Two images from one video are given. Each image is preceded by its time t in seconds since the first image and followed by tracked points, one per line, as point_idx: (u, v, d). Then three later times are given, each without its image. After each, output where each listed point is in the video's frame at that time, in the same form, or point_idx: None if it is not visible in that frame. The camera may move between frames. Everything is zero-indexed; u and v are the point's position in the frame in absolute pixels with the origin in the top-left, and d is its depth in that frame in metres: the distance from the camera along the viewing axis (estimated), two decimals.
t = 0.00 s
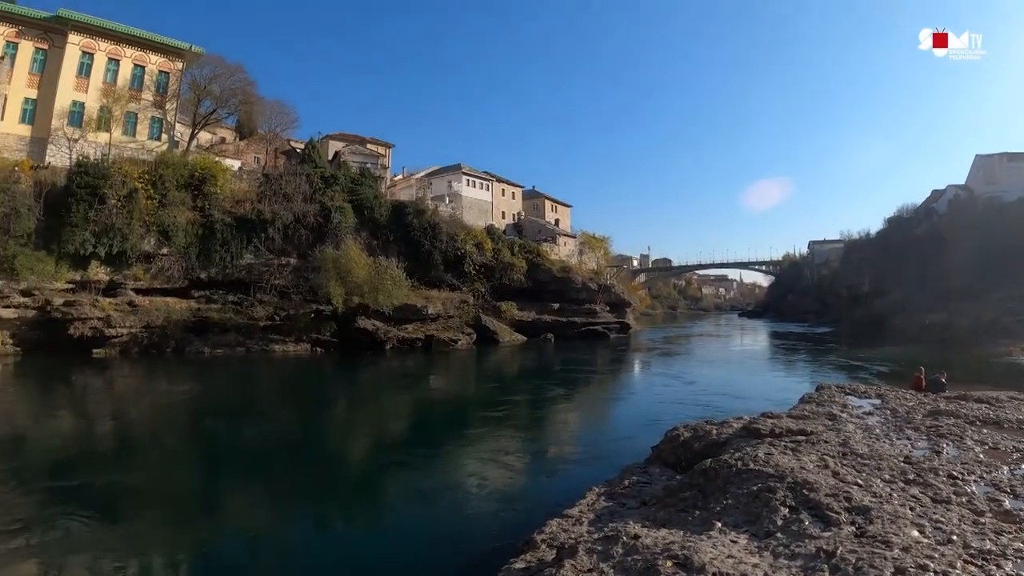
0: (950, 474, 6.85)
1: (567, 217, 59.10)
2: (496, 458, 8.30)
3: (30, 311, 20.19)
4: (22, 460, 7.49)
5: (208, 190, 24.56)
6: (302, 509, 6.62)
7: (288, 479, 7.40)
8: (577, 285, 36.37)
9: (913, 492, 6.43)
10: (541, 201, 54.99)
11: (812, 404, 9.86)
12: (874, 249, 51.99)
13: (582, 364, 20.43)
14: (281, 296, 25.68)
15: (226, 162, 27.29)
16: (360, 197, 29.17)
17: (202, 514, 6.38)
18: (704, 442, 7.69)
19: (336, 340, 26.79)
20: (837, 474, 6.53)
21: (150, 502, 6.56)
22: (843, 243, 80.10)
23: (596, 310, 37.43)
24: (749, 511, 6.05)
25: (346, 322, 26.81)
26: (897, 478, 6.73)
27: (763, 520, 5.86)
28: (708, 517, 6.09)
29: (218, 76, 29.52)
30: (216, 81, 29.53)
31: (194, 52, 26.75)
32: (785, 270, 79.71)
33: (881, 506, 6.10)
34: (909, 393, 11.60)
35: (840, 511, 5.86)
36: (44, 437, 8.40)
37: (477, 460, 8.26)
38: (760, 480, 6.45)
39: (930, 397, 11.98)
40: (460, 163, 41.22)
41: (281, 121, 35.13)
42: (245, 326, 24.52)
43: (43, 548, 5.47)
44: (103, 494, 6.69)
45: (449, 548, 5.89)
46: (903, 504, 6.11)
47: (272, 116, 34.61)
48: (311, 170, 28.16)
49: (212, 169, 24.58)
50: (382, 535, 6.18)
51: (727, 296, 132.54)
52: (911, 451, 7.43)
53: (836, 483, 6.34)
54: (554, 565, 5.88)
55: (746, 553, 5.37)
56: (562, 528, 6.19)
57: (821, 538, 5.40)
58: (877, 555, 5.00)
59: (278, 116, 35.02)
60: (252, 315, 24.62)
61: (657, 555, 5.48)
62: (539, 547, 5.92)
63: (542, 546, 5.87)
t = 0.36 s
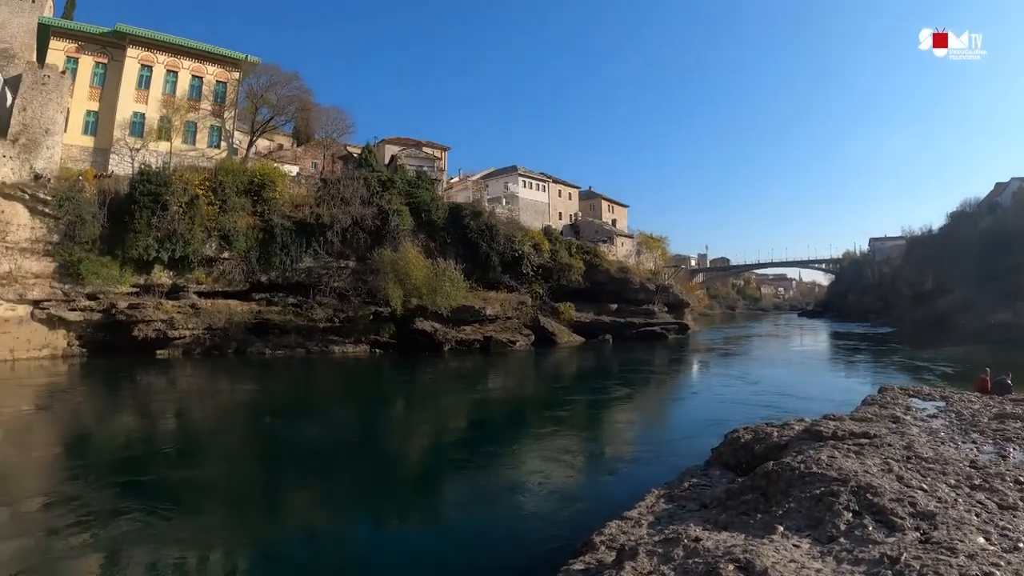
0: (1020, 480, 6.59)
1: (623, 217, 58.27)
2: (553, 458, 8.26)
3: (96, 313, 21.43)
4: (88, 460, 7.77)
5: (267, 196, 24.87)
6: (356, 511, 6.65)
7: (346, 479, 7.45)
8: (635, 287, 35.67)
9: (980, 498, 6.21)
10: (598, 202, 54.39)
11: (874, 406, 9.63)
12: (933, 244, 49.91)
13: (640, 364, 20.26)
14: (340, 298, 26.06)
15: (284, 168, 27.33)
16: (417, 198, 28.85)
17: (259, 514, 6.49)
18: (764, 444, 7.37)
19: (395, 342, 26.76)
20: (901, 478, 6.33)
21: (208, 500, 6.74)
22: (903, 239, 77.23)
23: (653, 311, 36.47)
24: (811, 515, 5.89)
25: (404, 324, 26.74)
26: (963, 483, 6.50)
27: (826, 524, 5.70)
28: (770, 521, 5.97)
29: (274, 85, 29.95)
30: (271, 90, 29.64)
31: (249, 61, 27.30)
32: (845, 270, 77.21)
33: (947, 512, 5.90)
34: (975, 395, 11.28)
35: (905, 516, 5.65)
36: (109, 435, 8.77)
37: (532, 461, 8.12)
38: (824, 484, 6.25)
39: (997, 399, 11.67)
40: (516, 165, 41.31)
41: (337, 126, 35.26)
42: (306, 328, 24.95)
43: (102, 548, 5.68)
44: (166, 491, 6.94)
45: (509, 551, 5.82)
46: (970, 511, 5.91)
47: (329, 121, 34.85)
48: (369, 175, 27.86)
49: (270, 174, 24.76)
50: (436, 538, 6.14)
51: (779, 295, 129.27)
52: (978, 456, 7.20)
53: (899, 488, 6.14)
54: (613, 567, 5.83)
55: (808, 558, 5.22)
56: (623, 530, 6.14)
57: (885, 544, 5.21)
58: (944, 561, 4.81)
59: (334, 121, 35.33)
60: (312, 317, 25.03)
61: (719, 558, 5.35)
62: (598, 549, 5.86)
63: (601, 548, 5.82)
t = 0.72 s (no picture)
0: None
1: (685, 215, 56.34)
2: (613, 457, 8.20)
3: (163, 314, 22.55)
4: (158, 453, 8.12)
5: (329, 199, 25.36)
6: (414, 510, 6.65)
7: (405, 478, 7.48)
8: (697, 284, 33.64)
9: None
10: (659, 200, 52.51)
11: (944, 407, 9.31)
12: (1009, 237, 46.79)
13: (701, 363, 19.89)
14: (401, 298, 25.85)
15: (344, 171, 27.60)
16: (477, 199, 28.65)
17: (319, 512, 6.58)
18: (830, 446, 7.23)
19: (456, 341, 26.29)
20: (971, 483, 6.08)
21: (268, 496, 6.93)
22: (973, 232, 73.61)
23: (715, 309, 34.28)
24: (877, 519, 5.71)
25: (464, 322, 26.28)
26: None
27: (892, 528, 5.50)
28: (835, 524, 5.82)
29: (332, 90, 30.34)
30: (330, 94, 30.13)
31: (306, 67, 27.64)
32: (908, 267, 73.90)
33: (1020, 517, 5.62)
34: None
35: (975, 521, 5.40)
36: (174, 430, 9.16)
37: (592, 461, 8.01)
38: (890, 487, 6.04)
39: None
40: (573, 164, 40.58)
41: (394, 130, 35.86)
42: (368, 327, 24.86)
43: (164, 542, 5.95)
44: (230, 486, 7.17)
45: (571, 553, 5.71)
46: None
47: (388, 125, 35.65)
48: (429, 176, 27.87)
49: (331, 177, 25.18)
50: (495, 539, 6.08)
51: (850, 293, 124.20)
52: None
53: (970, 493, 5.88)
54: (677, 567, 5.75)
55: (875, 562, 5.04)
56: (686, 530, 6.08)
57: (954, 549, 4.97)
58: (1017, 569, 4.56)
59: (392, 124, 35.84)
60: (374, 316, 24.92)
61: (784, 560, 5.20)
62: (660, 549, 5.77)
63: (663, 549, 5.72)
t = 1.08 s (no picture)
0: None
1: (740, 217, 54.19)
2: (665, 462, 8.10)
3: (220, 314, 23.41)
4: (216, 448, 8.39)
5: (383, 201, 25.33)
6: (464, 512, 6.63)
7: (456, 480, 7.46)
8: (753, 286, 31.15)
9: None
10: (714, 201, 50.36)
11: (1005, 414, 8.98)
12: None
13: (755, 367, 19.49)
14: (455, 300, 25.45)
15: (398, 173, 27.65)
16: (530, 201, 28.00)
17: (372, 514, 6.57)
18: (887, 453, 7.11)
19: (510, 342, 25.79)
20: None
21: (319, 495, 7.00)
22: None
23: (772, 312, 31.94)
24: (937, 529, 5.45)
25: (518, 324, 25.74)
26: None
27: (951, 538, 5.23)
28: (892, 533, 5.62)
29: (386, 94, 30.22)
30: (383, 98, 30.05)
31: (359, 72, 28.39)
32: (969, 269, 70.49)
33: None
34: None
35: None
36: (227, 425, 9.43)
37: (649, 461, 8.10)
38: (950, 495, 5.78)
39: None
40: (627, 165, 39.15)
41: (448, 132, 36.05)
42: (421, 328, 24.77)
43: (217, 537, 6.07)
44: (281, 484, 7.25)
45: (629, 560, 5.58)
46: None
47: (441, 127, 35.73)
48: (482, 178, 27.69)
49: (387, 180, 25.10)
50: (548, 545, 5.97)
51: (907, 295, 119.33)
52: None
53: None
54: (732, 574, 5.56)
55: (932, 571, 4.77)
56: (742, 536, 5.95)
57: (1017, 559, 4.61)
58: None
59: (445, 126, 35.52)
60: (428, 317, 24.75)
61: (840, 567, 4.98)
62: (714, 555, 5.61)
63: (717, 554, 5.55)
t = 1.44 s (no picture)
0: None
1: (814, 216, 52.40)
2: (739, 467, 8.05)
3: (295, 315, 23.90)
4: (290, 445, 8.72)
5: (455, 205, 25.36)
6: (530, 516, 6.62)
7: (529, 482, 7.52)
8: (828, 287, 29.90)
9: None
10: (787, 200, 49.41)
11: None
12: None
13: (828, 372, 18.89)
14: (529, 302, 25.52)
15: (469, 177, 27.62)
16: (602, 203, 27.58)
17: (442, 514, 6.63)
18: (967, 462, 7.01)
19: (582, 344, 25.66)
20: None
21: (391, 495, 7.11)
22: None
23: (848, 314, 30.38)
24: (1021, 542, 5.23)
25: (591, 326, 25.57)
26: None
27: None
28: (974, 544, 5.44)
29: (455, 99, 30.08)
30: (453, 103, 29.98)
31: (428, 77, 28.01)
32: None
33: None
34: None
35: None
36: (302, 425, 9.70)
37: (724, 466, 8.06)
38: None
39: None
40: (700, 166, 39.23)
41: (517, 136, 34.57)
42: (495, 330, 24.84)
43: (289, 533, 6.22)
44: (355, 483, 7.40)
45: (702, 570, 5.44)
46: None
47: (510, 131, 34.50)
48: (554, 180, 27.39)
49: (458, 185, 25.16)
50: (614, 553, 5.88)
51: (985, 297, 113.45)
52: None
53: None
54: None
55: None
56: (816, 546, 5.83)
57: None
58: None
59: (516, 129, 34.71)
60: (501, 319, 24.92)
61: None
62: (790, 564, 5.49)
63: (793, 562, 5.46)
